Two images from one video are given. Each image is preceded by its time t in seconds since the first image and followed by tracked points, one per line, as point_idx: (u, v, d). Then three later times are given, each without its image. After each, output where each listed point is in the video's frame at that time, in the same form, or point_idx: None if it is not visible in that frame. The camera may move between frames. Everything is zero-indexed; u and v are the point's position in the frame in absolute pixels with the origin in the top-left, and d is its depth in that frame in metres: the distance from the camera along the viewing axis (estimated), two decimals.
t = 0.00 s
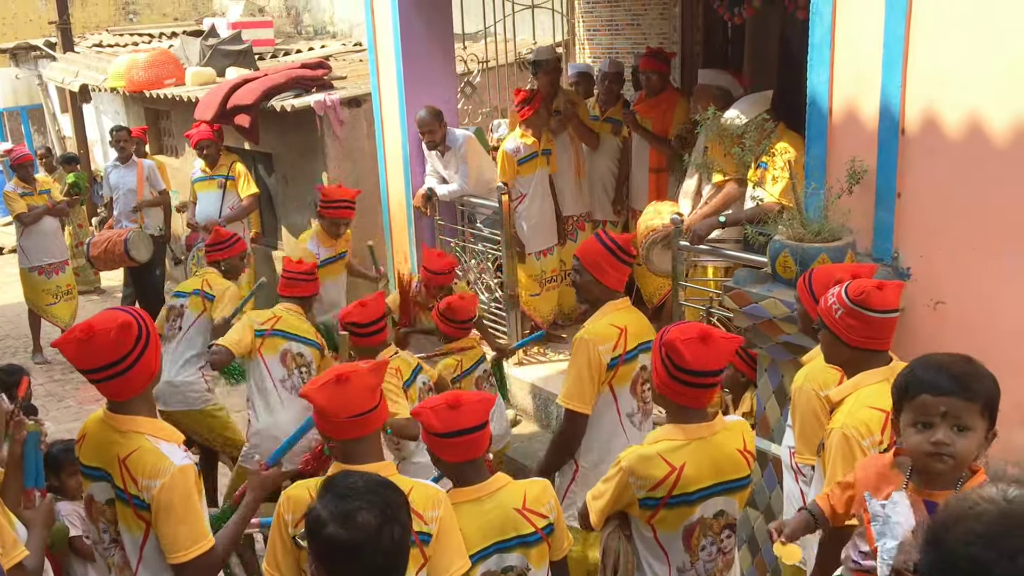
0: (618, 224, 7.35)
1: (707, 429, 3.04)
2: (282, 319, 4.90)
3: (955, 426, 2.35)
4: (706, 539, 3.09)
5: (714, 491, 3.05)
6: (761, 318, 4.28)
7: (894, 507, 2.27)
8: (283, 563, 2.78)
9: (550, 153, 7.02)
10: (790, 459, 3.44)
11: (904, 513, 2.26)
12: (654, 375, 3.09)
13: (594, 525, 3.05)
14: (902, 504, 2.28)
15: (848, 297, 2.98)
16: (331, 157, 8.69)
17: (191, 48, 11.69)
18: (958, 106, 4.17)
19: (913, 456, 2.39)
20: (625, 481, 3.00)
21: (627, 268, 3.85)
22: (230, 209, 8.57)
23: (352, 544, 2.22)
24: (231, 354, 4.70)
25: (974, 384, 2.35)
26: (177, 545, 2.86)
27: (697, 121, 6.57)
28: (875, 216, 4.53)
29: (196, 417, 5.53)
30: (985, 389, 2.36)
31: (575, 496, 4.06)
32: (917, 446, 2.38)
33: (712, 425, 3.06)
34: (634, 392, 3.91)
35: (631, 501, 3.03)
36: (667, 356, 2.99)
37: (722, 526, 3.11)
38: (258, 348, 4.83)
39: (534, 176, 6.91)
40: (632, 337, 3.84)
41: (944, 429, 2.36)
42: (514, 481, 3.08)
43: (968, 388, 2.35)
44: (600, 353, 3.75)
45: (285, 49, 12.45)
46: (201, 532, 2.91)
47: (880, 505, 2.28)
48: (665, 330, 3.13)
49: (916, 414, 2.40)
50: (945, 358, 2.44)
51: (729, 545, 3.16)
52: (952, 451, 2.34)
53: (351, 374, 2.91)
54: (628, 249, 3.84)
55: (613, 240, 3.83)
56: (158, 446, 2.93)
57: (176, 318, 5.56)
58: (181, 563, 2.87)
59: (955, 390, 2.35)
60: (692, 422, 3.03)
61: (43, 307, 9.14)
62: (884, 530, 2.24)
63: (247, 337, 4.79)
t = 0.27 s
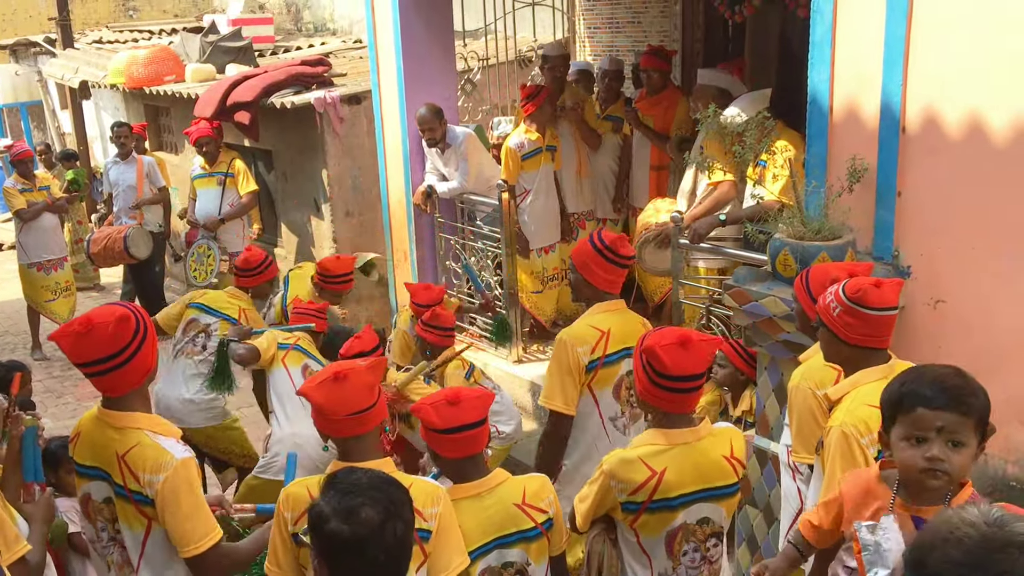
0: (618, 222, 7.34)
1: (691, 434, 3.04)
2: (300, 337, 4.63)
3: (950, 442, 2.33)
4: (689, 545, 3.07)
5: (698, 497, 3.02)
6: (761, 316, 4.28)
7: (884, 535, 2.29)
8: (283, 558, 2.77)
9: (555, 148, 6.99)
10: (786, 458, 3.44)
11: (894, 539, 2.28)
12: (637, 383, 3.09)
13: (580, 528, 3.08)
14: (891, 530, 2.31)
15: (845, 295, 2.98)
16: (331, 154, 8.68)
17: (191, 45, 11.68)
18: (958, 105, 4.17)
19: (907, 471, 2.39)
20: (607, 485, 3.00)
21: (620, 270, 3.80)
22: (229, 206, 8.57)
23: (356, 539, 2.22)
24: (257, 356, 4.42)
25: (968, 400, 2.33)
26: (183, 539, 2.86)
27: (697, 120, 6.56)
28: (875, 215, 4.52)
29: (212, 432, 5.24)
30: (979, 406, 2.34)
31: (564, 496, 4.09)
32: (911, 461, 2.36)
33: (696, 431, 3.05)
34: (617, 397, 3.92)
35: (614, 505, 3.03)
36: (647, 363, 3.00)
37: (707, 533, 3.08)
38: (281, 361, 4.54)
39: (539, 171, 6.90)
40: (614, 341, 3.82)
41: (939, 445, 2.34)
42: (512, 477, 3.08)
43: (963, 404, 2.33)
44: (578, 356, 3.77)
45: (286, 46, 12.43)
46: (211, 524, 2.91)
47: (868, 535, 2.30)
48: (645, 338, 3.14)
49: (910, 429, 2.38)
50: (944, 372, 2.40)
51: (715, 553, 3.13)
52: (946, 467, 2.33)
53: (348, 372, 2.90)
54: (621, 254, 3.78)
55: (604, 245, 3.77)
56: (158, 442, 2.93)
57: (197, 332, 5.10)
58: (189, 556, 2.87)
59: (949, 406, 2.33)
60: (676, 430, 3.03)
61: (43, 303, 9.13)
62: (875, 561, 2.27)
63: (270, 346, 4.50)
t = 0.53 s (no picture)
0: (619, 218, 7.33)
1: (681, 436, 3.03)
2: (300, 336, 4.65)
3: (929, 444, 2.36)
4: (677, 546, 3.05)
5: (685, 500, 3.01)
6: (762, 313, 4.27)
7: (863, 539, 2.26)
8: (284, 553, 2.78)
9: (556, 145, 6.99)
10: (785, 455, 3.45)
11: (874, 543, 2.26)
12: (623, 389, 3.08)
13: (570, 525, 3.10)
14: (869, 535, 2.28)
15: (845, 292, 2.99)
16: (331, 150, 8.67)
17: (191, 41, 11.67)
18: (960, 103, 4.17)
19: (887, 472, 2.41)
20: (596, 484, 3.01)
21: (593, 276, 3.82)
22: (229, 202, 8.56)
23: (356, 535, 2.22)
24: (258, 351, 4.42)
25: (942, 399, 2.36)
26: (182, 536, 2.87)
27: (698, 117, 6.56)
28: (876, 212, 4.51)
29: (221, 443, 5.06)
30: (954, 404, 2.37)
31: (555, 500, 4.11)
32: (893, 465, 2.38)
33: (686, 433, 3.04)
34: (591, 401, 3.92)
35: (603, 504, 3.05)
36: (633, 368, 3.00)
37: (696, 537, 3.06)
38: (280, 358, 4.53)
39: (541, 168, 6.93)
40: (588, 345, 3.84)
41: (919, 448, 2.36)
42: (512, 471, 3.08)
43: (939, 405, 2.36)
44: (549, 360, 3.79)
45: (286, 42, 12.43)
46: (202, 525, 2.91)
47: (848, 541, 2.27)
48: (629, 341, 3.14)
49: (888, 434, 2.40)
50: (918, 372, 2.44)
51: (704, 557, 3.11)
52: (927, 471, 2.35)
53: (346, 367, 2.90)
54: (594, 259, 3.79)
55: (577, 252, 3.79)
56: (164, 437, 2.93)
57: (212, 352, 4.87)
58: (180, 555, 2.87)
59: (926, 409, 2.36)
60: (666, 430, 3.02)
61: (42, 299, 9.13)
62: (856, 566, 2.24)
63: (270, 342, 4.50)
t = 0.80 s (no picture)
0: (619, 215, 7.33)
1: (673, 434, 3.03)
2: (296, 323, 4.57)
3: (917, 441, 2.36)
4: (670, 544, 3.07)
5: (678, 497, 3.02)
6: (762, 310, 4.27)
7: (858, 536, 2.27)
8: (281, 552, 2.79)
9: (558, 142, 6.98)
10: (784, 451, 3.44)
11: (869, 540, 2.26)
12: (616, 388, 3.09)
13: (565, 523, 3.10)
14: (865, 531, 2.28)
15: (846, 289, 2.99)
16: (331, 147, 8.67)
17: (191, 37, 11.66)
18: (960, 100, 4.16)
19: (878, 470, 2.42)
20: (589, 482, 3.01)
21: (568, 278, 3.79)
22: (229, 198, 8.56)
23: (349, 531, 2.22)
24: (243, 349, 4.48)
25: (935, 395, 2.36)
26: (178, 535, 2.87)
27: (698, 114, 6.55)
28: (876, 209, 4.51)
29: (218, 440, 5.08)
30: (948, 400, 2.38)
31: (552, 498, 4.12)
32: (881, 461, 2.40)
33: (678, 431, 3.05)
34: (568, 405, 3.87)
35: (596, 503, 3.04)
36: (624, 368, 3.00)
37: (690, 534, 3.07)
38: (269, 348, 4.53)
39: (542, 166, 6.93)
40: (564, 349, 3.79)
41: (906, 445, 2.37)
42: (511, 466, 3.09)
43: (931, 402, 2.36)
44: (524, 365, 3.75)
45: (286, 38, 12.41)
46: (200, 524, 2.91)
47: (843, 538, 2.28)
48: (620, 339, 3.14)
49: (877, 430, 2.41)
50: (910, 368, 2.44)
51: (698, 554, 3.12)
52: (914, 466, 2.37)
53: (343, 364, 2.89)
54: (569, 261, 3.76)
55: (551, 254, 3.77)
56: (163, 435, 2.93)
57: (209, 344, 4.84)
58: (179, 553, 2.88)
59: (920, 405, 2.36)
60: (658, 427, 3.03)
61: (42, 295, 9.13)
62: (851, 563, 2.26)
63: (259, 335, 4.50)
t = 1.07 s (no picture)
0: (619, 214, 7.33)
1: (668, 432, 3.03)
2: (264, 301, 4.54)
3: (921, 438, 2.37)
4: (665, 542, 3.06)
5: (673, 496, 3.01)
6: (761, 309, 4.28)
7: (852, 532, 2.26)
8: (278, 551, 2.78)
9: (558, 140, 6.98)
10: (783, 450, 3.44)
11: (863, 537, 2.24)
12: (612, 386, 3.09)
13: (561, 520, 3.13)
14: (860, 529, 2.27)
15: (845, 287, 2.99)
16: (330, 145, 8.66)
17: (190, 35, 11.65)
18: (959, 98, 4.16)
19: (879, 467, 2.42)
20: (583, 480, 3.03)
21: (552, 277, 3.80)
22: (229, 196, 8.56)
23: (338, 527, 2.23)
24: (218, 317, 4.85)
25: (935, 393, 2.37)
26: (180, 533, 2.86)
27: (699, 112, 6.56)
28: (875, 208, 4.51)
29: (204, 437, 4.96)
30: (947, 398, 2.38)
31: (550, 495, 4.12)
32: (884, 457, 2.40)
33: (674, 429, 3.05)
34: (555, 407, 3.85)
35: (591, 500, 3.06)
36: (619, 366, 2.99)
37: (684, 533, 3.07)
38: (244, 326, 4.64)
39: (544, 164, 6.94)
40: (549, 351, 3.78)
41: (911, 442, 2.37)
42: (510, 463, 3.10)
43: (930, 398, 2.37)
44: (509, 368, 3.75)
45: (286, 36, 12.40)
46: (207, 520, 2.91)
47: (839, 536, 2.27)
48: (617, 337, 3.14)
49: (880, 426, 2.41)
50: (910, 366, 2.44)
51: (694, 553, 3.12)
52: (917, 464, 2.38)
53: (341, 362, 2.90)
54: (552, 260, 3.79)
55: (534, 254, 3.80)
56: (162, 433, 2.93)
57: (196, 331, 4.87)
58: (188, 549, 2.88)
59: (919, 402, 2.36)
60: (654, 426, 3.03)
61: (42, 293, 9.12)
62: (845, 560, 2.24)
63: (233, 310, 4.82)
